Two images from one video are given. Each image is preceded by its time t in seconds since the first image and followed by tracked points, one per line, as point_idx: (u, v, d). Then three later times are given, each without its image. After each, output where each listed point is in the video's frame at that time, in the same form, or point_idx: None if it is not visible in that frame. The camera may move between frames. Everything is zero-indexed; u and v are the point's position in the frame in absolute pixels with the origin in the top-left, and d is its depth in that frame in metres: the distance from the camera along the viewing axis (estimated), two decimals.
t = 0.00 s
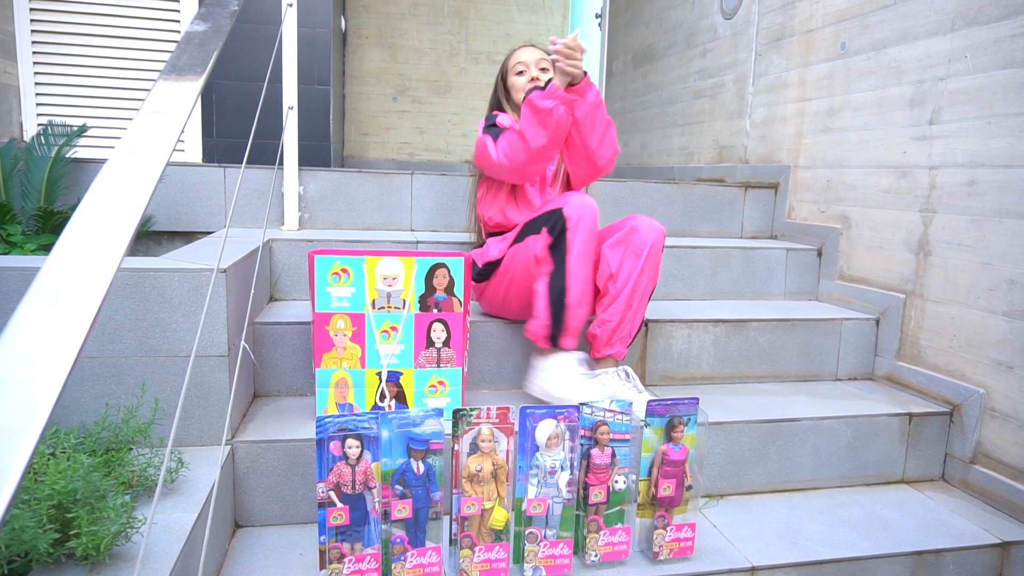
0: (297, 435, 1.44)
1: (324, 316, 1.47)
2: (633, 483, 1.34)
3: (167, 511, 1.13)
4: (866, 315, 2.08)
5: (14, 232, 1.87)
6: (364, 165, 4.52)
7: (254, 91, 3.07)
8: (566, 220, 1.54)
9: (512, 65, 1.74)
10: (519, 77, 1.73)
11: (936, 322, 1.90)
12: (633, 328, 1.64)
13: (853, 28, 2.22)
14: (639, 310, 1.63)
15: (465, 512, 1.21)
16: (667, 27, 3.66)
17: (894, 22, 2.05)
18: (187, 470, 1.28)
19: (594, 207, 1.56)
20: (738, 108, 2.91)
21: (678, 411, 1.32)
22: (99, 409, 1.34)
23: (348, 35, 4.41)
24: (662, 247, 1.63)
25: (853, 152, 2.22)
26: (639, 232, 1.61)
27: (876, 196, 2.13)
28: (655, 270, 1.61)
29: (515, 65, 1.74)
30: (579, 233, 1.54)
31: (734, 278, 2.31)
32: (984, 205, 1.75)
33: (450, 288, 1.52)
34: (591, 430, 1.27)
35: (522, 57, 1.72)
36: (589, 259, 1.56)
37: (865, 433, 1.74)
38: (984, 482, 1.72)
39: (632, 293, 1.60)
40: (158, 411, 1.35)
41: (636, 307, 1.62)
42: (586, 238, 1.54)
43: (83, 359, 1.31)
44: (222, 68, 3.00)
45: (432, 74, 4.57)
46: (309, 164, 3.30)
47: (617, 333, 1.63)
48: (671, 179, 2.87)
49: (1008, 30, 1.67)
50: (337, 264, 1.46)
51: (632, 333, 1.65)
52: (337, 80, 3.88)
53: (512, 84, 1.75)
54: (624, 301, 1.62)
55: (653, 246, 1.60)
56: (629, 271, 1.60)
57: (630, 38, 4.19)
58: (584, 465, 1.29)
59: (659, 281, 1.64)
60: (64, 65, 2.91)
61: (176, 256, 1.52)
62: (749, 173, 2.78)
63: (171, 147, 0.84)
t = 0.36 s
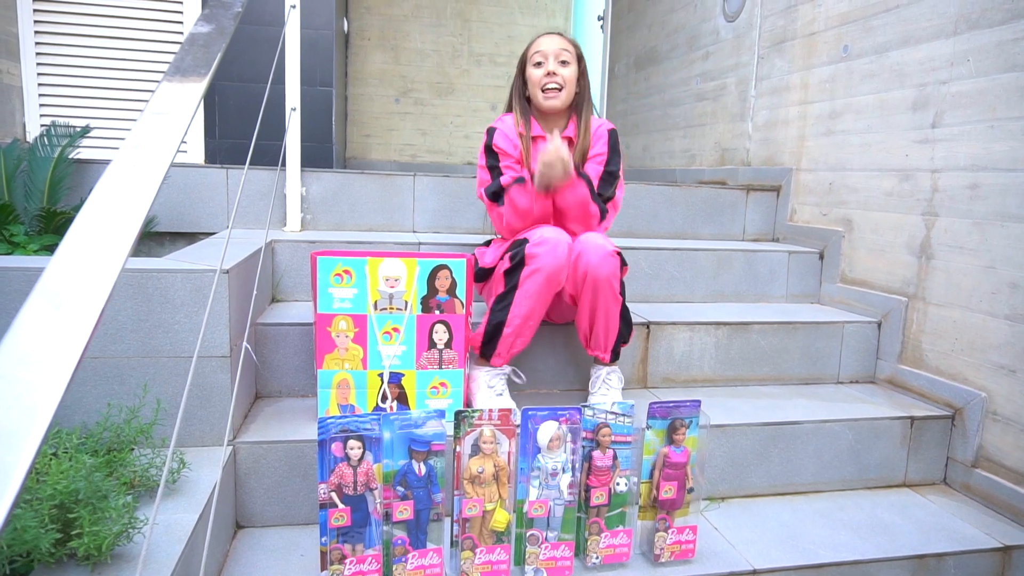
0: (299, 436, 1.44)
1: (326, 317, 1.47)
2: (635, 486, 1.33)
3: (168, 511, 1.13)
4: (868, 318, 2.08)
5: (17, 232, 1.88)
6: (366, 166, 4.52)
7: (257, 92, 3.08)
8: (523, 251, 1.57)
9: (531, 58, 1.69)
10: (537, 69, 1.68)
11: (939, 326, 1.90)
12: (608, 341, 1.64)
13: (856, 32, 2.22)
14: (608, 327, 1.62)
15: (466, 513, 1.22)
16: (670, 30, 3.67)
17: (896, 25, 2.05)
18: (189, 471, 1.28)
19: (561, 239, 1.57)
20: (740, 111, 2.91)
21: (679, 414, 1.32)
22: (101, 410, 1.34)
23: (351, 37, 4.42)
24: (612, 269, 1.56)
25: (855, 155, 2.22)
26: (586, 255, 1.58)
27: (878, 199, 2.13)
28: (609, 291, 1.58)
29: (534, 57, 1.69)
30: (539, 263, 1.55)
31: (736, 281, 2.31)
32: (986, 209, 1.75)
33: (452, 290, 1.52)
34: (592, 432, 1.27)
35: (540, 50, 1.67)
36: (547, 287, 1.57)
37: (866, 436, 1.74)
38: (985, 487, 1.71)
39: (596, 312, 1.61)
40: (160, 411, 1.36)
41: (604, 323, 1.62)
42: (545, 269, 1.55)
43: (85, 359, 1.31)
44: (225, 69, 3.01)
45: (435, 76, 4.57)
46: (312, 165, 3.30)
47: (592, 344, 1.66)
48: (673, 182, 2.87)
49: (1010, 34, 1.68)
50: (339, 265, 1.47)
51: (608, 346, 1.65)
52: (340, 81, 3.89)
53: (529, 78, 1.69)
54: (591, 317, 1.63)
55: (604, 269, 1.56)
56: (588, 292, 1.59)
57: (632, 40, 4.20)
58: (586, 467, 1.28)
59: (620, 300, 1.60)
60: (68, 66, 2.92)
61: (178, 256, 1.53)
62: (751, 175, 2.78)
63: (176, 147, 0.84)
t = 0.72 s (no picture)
0: (301, 436, 1.44)
1: (315, 318, 1.48)
2: (637, 487, 1.33)
3: (170, 512, 1.13)
4: (871, 320, 2.08)
5: (20, 232, 1.88)
6: (368, 167, 4.53)
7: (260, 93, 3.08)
8: (519, 274, 1.53)
9: (533, 64, 1.61)
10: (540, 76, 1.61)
11: (942, 328, 1.89)
12: (606, 349, 1.64)
13: (859, 33, 2.22)
14: (605, 338, 1.62)
15: (468, 514, 1.21)
16: (672, 31, 3.66)
17: (899, 27, 2.05)
18: (191, 471, 1.28)
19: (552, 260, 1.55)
20: (743, 112, 2.91)
21: (682, 415, 1.32)
22: (104, 410, 1.35)
23: (353, 37, 4.43)
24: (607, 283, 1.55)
25: (858, 156, 2.22)
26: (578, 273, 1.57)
27: (881, 200, 2.12)
28: (603, 309, 1.56)
29: (539, 61, 1.61)
30: (535, 287, 1.52)
31: (738, 282, 2.30)
32: (989, 211, 1.75)
33: (441, 291, 1.51)
34: (595, 433, 1.27)
35: (546, 58, 1.60)
36: (544, 305, 1.55)
37: (869, 438, 1.74)
38: (988, 489, 1.71)
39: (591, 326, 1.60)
40: (162, 412, 1.36)
41: (600, 335, 1.62)
42: (541, 292, 1.52)
43: (88, 359, 1.31)
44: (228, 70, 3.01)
45: (437, 77, 4.58)
46: (314, 166, 3.30)
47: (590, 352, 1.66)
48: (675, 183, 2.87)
49: (1014, 36, 1.67)
50: (327, 266, 1.47)
51: (605, 353, 1.65)
52: (342, 82, 3.89)
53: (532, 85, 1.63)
54: (586, 330, 1.63)
55: (597, 287, 1.54)
56: (582, 307, 1.58)
57: (634, 42, 4.20)
58: (588, 468, 1.28)
59: (614, 314, 1.59)
60: (71, 66, 2.92)
61: (181, 256, 1.53)
62: (753, 177, 2.78)
63: (178, 148, 0.84)
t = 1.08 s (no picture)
0: (309, 434, 1.44)
1: (324, 317, 1.47)
2: (646, 491, 1.33)
3: (181, 507, 1.13)
4: (879, 326, 2.08)
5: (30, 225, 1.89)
6: (374, 165, 4.53)
7: (268, 89, 3.08)
8: (514, 268, 1.52)
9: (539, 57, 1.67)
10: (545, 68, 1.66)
11: (950, 336, 1.89)
12: (612, 344, 1.63)
13: (871, 38, 2.21)
14: (609, 331, 1.61)
15: (477, 515, 1.21)
16: (681, 33, 3.66)
17: (912, 33, 2.04)
18: (200, 467, 1.28)
19: (550, 253, 1.53)
20: (752, 116, 2.91)
21: (691, 420, 1.32)
22: (113, 405, 1.35)
23: (361, 35, 4.43)
24: (608, 277, 1.54)
25: (868, 162, 2.22)
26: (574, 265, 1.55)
27: (891, 207, 2.12)
28: (604, 298, 1.55)
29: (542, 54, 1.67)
30: (531, 280, 1.51)
31: (746, 286, 2.30)
32: (1000, 218, 1.74)
33: (451, 291, 1.51)
34: (604, 436, 1.27)
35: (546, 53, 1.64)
36: (542, 298, 1.54)
37: (876, 445, 1.73)
38: (995, 498, 1.70)
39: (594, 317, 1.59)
40: (172, 407, 1.36)
41: (604, 327, 1.60)
42: (536, 286, 1.51)
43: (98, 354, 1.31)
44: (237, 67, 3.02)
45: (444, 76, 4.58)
46: (322, 164, 3.31)
47: (596, 346, 1.64)
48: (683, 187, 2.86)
49: None
50: (338, 264, 1.47)
51: (613, 349, 1.64)
52: (350, 80, 3.90)
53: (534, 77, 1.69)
54: (589, 323, 1.61)
55: (595, 277, 1.53)
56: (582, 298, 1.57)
57: (643, 44, 4.19)
58: (597, 471, 1.28)
59: (616, 305, 1.57)
60: (80, 60, 2.93)
61: (192, 252, 1.53)
62: (762, 181, 2.78)
63: (198, 144, 0.84)
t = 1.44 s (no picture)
0: (312, 441, 1.44)
1: (326, 324, 1.47)
2: (648, 496, 1.33)
3: (184, 516, 1.13)
4: (881, 329, 2.07)
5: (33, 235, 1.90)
6: (375, 172, 4.54)
7: (269, 97, 3.09)
8: (514, 268, 1.54)
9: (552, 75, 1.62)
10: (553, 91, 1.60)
11: (953, 338, 1.89)
12: (612, 343, 1.63)
13: (870, 42, 2.22)
14: (608, 329, 1.61)
15: (480, 522, 1.21)
16: (680, 38, 3.67)
17: (911, 36, 2.05)
18: (203, 476, 1.29)
19: (549, 252, 1.55)
20: (751, 120, 2.91)
21: (694, 424, 1.32)
22: (116, 414, 1.35)
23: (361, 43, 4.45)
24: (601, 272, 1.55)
25: (868, 165, 2.22)
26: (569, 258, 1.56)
27: (892, 209, 2.12)
28: (600, 293, 1.56)
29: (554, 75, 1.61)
30: (531, 280, 1.52)
31: (747, 290, 2.30)
32: (1002, 220, 1.74)
33: (452, 298, 1.52)
34: (606, 441, 1.27)
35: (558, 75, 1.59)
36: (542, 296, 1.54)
37: (879, 448, 1.73)
38: (1000, 500, 1.70)
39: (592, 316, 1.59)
40: (175, 416, 1.36)
41: (602, 325, 1.60)
42: (536, 285, 1.52)
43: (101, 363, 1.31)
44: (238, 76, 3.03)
45: (444, 83, 4.60)
46: (322, 171, 3.32)
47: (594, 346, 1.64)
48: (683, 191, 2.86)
49: None
50: (339, 272, 1.47)
51: (613, 349, 1.63)
52: (351, 87, 3.91)
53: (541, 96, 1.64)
54: (587, 324, 1.61)
55: (591, 271, 1.54)
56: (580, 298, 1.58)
57: (642, 49, 4.21)
58: (599, 476, 1.28)
59: (612, 300, 1.58)
60: (82, 70, 2.94)
61: (194, 261, 1.53)
62: (762, 185, 2.78)
63: (201, 153, 0.85)
